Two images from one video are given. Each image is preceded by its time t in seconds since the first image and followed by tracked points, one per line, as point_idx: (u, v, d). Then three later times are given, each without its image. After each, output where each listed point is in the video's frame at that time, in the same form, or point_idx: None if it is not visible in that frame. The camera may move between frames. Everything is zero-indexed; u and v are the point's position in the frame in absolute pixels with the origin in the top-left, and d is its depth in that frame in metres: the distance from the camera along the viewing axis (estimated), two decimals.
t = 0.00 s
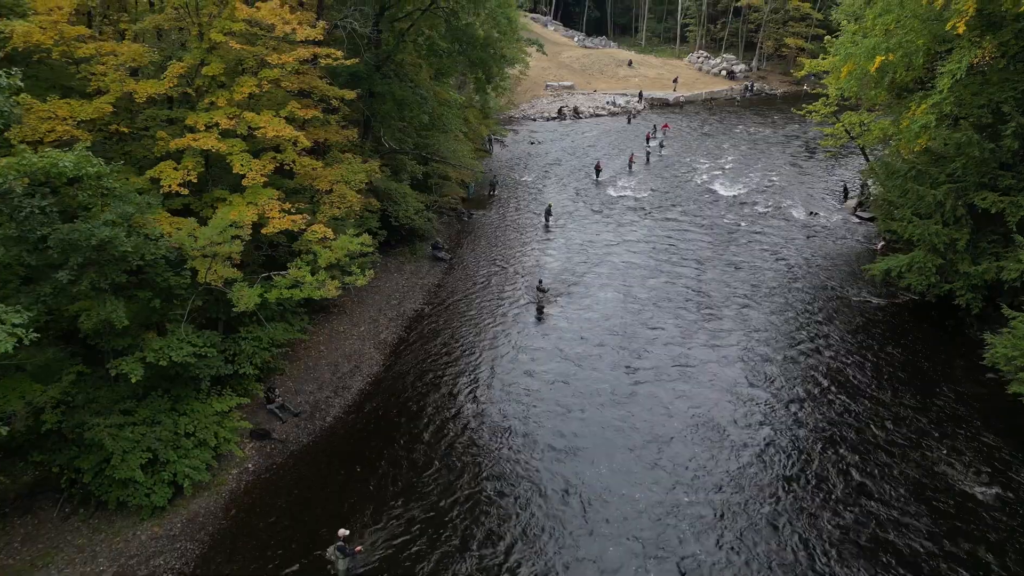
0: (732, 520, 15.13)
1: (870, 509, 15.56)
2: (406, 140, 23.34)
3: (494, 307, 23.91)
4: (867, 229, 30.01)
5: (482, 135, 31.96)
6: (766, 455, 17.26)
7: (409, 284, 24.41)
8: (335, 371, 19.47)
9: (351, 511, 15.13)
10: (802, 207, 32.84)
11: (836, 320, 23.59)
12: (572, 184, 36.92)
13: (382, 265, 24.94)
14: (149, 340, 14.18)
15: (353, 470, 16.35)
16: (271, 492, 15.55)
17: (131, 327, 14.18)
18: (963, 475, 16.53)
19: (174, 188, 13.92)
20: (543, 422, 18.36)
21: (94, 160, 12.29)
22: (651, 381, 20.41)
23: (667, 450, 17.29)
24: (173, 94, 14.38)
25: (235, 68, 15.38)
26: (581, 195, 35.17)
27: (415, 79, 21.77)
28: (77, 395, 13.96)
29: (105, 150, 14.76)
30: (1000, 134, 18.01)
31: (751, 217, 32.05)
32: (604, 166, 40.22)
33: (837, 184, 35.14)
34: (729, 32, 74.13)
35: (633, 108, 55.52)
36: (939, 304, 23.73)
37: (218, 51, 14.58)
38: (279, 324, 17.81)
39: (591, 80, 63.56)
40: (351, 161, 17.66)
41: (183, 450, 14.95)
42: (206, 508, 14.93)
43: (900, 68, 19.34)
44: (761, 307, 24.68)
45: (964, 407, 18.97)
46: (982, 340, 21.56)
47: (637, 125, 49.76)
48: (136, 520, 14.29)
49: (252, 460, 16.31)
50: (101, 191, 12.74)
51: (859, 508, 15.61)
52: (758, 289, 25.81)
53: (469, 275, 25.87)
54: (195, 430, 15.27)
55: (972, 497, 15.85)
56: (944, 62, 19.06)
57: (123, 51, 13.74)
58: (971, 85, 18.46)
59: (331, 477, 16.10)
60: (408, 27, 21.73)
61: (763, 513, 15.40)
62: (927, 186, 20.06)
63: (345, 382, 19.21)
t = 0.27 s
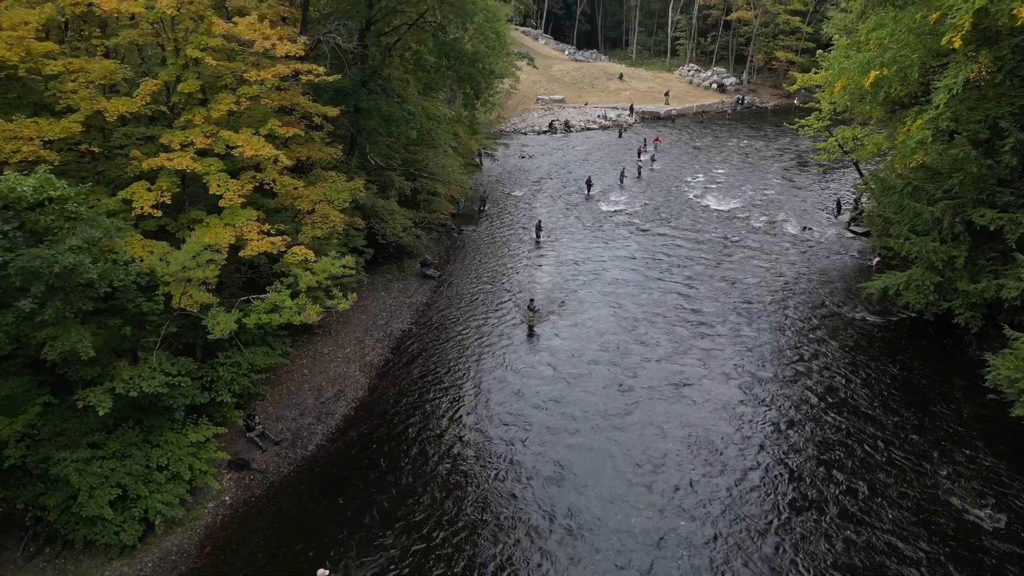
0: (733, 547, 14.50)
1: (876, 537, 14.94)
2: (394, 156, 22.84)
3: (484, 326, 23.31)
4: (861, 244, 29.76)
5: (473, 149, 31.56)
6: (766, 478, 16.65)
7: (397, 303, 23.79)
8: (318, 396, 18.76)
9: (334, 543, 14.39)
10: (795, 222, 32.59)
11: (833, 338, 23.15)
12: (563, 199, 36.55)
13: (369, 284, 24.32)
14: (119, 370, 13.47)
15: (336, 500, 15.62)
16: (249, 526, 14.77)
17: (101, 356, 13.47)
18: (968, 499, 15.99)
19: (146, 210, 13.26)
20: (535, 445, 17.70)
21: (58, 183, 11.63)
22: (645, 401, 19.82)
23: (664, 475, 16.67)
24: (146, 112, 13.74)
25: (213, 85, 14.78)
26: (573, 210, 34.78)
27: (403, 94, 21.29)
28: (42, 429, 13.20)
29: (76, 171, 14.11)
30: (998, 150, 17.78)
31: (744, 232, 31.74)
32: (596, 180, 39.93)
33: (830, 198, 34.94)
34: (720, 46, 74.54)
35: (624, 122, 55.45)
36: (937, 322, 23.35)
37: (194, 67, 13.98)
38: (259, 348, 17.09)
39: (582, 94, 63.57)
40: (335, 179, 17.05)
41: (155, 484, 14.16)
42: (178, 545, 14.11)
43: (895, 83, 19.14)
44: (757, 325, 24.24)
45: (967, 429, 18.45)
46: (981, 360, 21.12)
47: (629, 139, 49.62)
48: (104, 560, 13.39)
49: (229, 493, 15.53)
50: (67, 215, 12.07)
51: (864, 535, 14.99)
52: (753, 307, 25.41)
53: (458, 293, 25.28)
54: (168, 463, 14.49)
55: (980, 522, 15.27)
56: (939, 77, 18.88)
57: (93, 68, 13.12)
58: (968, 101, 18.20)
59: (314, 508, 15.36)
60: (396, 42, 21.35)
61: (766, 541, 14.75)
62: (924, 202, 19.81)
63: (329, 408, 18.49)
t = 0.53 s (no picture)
0: None
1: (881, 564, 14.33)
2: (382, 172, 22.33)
3: (473, 345, 22.70)
4: (855, 259, 29.49)
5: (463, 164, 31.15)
6: (766, 503, 16.05)
7: (383, 322, 23.15)
8: (300, 422, 18.06)
9: None
10: (788, 237, 32.34)
11: (829, 356, 22.72)
12: (555, 214, 36.16)
13: (354, 304, 23.68)
14: (85, 401, 12.72)
15: (318, 531, 14.90)
16: (225, 561, 13.98)
17: (66, 386, 12.73)
18: (973, 524, 15.47)
19: (115, 233, 12.57)
20: (526, 469, 17.04)
21: (18, 207, 10.95)
22: (640, 422, 19.20)
23: (661, 500, 16.03)
24: (116, 130, 13.10)
25: (188, 102, 14.17)
26: (565, 225, 34.39)
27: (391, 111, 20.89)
28: (2, 465, 12.39)
29: (43, 192, 13.46)
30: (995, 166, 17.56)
31: (737, 247, 31.42)
32: (587, 195, 39.60)
33: (823, 212, 34.80)
34: (710, 59, 75.00)
35: (615, 135, 55.37)
36: (933, 339, 23.01)
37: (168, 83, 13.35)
38: (237, 373, 16.35)
39: (572, 107, 63.57)
40: (317, 197, 16.46)
41: (124, 522, 13.32)
42: None
43: (890, 98, 18.96)
44: (752, 342, 23.78)
45: (968, 451, 17.99)
46: (979, 378, 20.74)
47: (620, 153, 49.49)
48: None
49: (204, 528, 14.73)
50: (28, 240, 11.38)
51: (869, 563, 14.37)
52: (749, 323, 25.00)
53: (447, 312, 24.68)
54: (138, 498, 13.69)
55: (987, 549, 14.73)
56: (934, 92, 18.72)
57: (59, 84, 12.47)
58: (964, 117, 17.99)
59: (295, 540, 14.62)
60: (383, 57, 20.94)
61: (769, 569, 14.12)
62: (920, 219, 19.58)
63: (311, 435, 17.79)
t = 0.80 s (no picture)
0: None
1: None
2: (370, 188, 21.85)
3: (463, 364, 22.09)
4: (851, 275, 29.22)
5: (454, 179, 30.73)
6: (769, 530, 15.42)
7: (371, 342, 22.51)
8: (283, 449, 17.35)
9: None
10: (783, 251, 32.07)
11: (827, 374, 22.26)
12: (547, 228, 35.76)
13: (341, 323, 23.04)
14: (52, 434, 12.01)
15: (300, 564, 14.13)
16: None
17: (31, 418, 12.02)
18: (980, 549, 14.92)
19: (83, 256, 11.90)
20: (519, 493, 16.36)
21: None
22: (635, 443, 18.60)
23: (659, 527, 15.37)
24: (86, 148, 12.46)
25: (164, 119, 13.57)
26: (557, 240, 33.98)
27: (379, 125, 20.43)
28: None
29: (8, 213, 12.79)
30: (994, 182, 17.34)
31: (732, 262, 31.10)
32: (580, 209, 39.27)
33: (817, 227, 34.62)
34: (702, 72, 75.39)
35: (608, 149, 55.23)
36: (932, 358, 22.65)
37: (142, 99, 12.75)
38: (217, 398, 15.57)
39: (565, 120, 63.54)
40: (300, 216, 15.88)
41: (91, 562, 12.42)
42: None
43: (886, 112, 18.75)
44: (749, 360, 23.30)
45: (973, 473, 17.49)
46: (981, 398, 20.34)
47: (613, 166, 49.33)
48: None
49: (177, 564, 13.87)
50: None
51: None
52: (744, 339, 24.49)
53: (437, 330, 24.06)
54: (108, 536, 12.81)
55: None
56: (930, 108, 18.55)
57: (26, 101, 11.85)
58: (962, 132, 17.79)
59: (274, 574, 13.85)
60: (373, 72, 20.58)
61: None
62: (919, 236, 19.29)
63: (294, 463, 17.07)
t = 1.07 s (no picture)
0: None
1: None
2: (360, 204, 21.38)
3: (454, 384, 21.46)
4: (848, 290, 28.91)
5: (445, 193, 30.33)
6: (774, 557, 14.77)
7: (359, 363, 21.87)
8: (265, 476, 16.59)
9: None
10: (778, 266, 31.75)
11: (826, 391, 21.77)
12: (540, 243, 35.35)
13: (328, 343, 22.38)
14: (15, 468, 11.29)
15: None
16: None
17: None
18: None
19: (50, 280, 11.23)
20: (513, 520, 15.65)
21: None
22: (632, 465, 17.95)
23: (660, 555, 14.69)
24: (55, 167, 11.83)
25: (139, 136, 12.99)
26: (551, 254, 33.56)
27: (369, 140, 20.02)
28: None
29: None
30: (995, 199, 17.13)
31: (727, 277, 30.72)
32: (573, 223, 38.92)
33: (811, 241, 34.42)
34: (694, 86, 75.77)
35: (601, 161, 55.08)
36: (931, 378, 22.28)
37: (115, 115, 12.15)
38: (196, 425, 14.88)
39: (557, 133, 63.47)
40: (283, 236, 15.32)
41: None
42: None
43: (885, 127, 18.55)
44: (746, 377, 22.81)
45: (979, 496, 16.97)
46: (983, 418, 19.94)
47: (606, 179, 49.16)
48: None
49: None
50: None
51: None
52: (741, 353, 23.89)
53: (427, 349, 23.46)
54: None
55: None
56: (929, 123, 18.37)
57: None
58: (962, 148, 17.58)
59: None
60: (362, 86, 20.20)
61: None
62: (919, 252, 18.99)
63: (276, 491, 16.31)
